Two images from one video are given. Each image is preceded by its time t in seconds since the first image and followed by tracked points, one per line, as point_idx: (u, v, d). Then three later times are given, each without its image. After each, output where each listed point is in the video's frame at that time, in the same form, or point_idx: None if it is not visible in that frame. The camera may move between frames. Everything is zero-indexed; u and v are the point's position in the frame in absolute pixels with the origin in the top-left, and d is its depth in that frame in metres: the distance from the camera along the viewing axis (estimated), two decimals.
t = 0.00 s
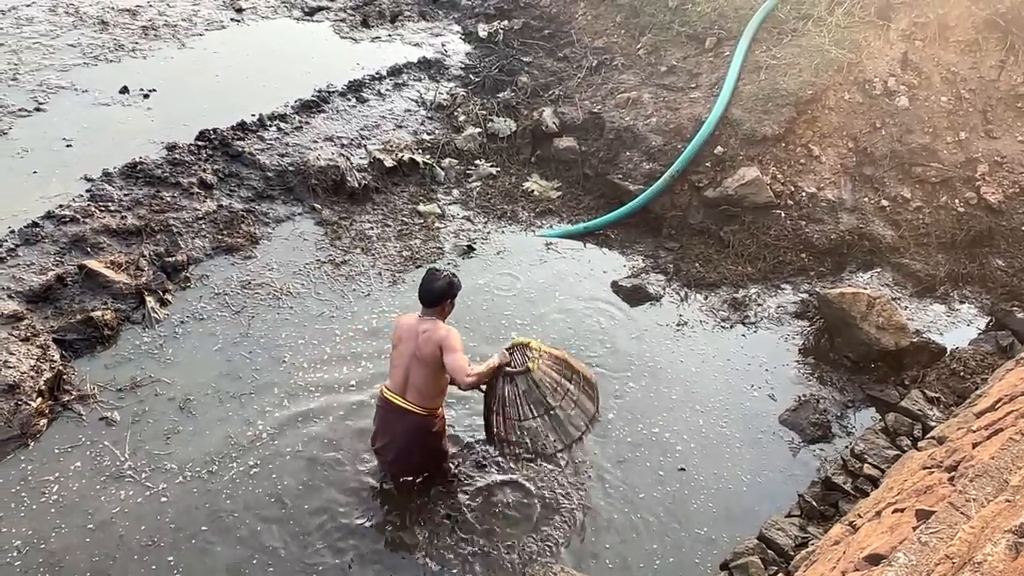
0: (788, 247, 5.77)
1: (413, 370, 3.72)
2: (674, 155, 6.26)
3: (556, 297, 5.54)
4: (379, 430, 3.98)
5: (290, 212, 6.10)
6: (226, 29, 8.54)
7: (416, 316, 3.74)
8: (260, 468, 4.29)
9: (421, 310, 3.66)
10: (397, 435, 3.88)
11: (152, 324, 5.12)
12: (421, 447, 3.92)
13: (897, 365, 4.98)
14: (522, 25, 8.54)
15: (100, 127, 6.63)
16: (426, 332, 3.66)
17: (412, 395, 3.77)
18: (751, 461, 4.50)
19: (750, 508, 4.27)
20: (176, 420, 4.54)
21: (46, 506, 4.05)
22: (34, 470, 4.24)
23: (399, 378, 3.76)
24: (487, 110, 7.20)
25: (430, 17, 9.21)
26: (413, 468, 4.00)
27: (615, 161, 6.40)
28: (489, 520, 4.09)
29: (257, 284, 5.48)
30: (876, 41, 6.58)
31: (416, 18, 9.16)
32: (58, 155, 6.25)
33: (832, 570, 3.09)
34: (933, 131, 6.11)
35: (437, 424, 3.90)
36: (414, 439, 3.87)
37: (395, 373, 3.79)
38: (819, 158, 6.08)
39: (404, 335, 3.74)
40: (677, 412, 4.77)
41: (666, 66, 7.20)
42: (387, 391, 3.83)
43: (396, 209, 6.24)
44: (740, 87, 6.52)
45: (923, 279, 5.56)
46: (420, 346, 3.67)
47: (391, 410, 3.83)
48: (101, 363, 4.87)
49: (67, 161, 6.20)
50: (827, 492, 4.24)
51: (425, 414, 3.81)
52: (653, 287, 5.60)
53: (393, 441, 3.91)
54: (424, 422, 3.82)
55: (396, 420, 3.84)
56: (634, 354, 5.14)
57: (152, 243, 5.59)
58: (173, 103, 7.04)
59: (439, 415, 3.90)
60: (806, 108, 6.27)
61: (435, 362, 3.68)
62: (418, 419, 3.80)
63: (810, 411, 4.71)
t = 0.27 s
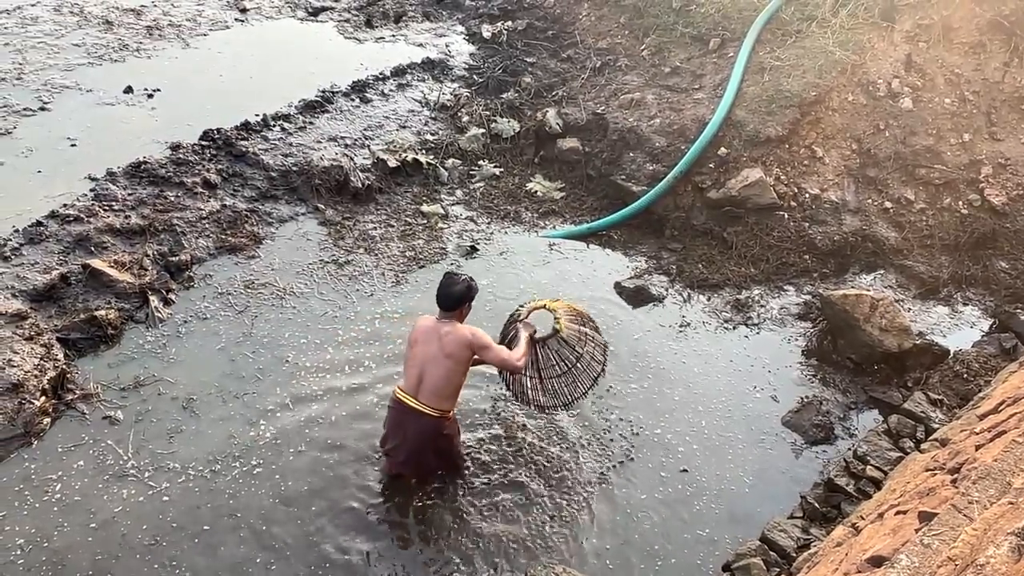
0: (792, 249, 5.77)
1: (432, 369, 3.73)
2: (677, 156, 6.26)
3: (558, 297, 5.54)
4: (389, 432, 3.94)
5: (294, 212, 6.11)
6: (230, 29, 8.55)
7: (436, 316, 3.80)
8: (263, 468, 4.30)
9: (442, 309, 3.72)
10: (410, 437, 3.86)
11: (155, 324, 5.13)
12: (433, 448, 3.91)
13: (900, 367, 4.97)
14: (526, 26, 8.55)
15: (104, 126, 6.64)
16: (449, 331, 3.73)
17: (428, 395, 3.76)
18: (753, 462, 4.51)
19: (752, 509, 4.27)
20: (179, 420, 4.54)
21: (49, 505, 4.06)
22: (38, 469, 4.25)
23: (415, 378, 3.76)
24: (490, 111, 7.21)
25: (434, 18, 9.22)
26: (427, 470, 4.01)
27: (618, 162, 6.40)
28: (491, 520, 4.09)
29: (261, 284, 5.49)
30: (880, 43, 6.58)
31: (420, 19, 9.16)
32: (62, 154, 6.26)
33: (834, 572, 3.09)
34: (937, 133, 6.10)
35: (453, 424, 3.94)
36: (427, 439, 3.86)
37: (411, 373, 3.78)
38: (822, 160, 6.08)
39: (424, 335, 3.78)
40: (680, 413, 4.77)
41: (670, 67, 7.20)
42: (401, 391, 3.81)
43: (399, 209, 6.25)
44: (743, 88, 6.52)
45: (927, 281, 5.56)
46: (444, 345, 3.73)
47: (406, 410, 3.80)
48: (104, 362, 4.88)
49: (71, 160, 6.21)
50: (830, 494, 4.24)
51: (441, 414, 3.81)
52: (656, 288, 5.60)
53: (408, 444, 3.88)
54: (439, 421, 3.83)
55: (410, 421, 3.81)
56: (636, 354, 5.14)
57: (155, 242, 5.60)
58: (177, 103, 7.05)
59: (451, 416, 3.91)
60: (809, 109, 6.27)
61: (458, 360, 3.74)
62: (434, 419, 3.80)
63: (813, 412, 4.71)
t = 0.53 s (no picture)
0: (796, 250, 5.76)
1: (465, 371, 3.88)
2: (682, 156, 6.26)
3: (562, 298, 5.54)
4: (412, 439, 3.95)
5: (298, 212, 6.12)
6: (235, 29, 8.57)
7: (466, 325, 4.03)
8: (267, 467, 4.30)
9: (476, 316, 3.97)
10: (436, 442, 3.88)
11: (160, 323, 5.14)
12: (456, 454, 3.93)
13: (905, 368, 4.97)
14: (531, 26, 8.55)
15: (109, 126, 6.65)
16: (482, 336, 3.96)
17: (459, 397, 3.85)
18: (757, 463, 4.50)
19: (756, 510, 4.26)
20: (183, 419, 4.55)
21: (53, 503, 4.07)
22: (42, 467, 4.26)
23: (450, 382, 3.86)
24: (495, 111, 7.21)
25: (438, 18, 9.22)
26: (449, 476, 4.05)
27: (623, 162, 6.39)
28: (494, 520, 4.10)
29: (265, 283, 5.50)
30: (885, 44, 6.57)
31: (425, 19, 9.17)
32: (68, 154, 6.27)
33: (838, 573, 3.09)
34: (942, 134, 6.09)
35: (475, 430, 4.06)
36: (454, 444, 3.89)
37: (442, 376, 3.89)
38: (827, 161, 6.07)
39: (456, 341, 3.97)
40: (684, 413, 4.76)
41: (675, 67, 7.20)
42: (433, 396, 3.86)
43: (403, 209, 6.26)
44: (748, 89, 6.51)
45: (932, 282, 5.55)
46: (478, 348, 3.93)
47: (435, 413, 3.84)
48: (109, 360, 4.89)
49: (77, 159, 6.22)
50: (833, 495, 4.24)
51: (469, 418, 3.89)
52: (660, 289, 5.60)
53: (439, 449, 3.90)
54: (466, 426, 3.89)
55: (437, 424, 3.84)
56: (640, 354, 5.14)
57: (160, 242, 5.61)
58: (182, 103, 7.07)
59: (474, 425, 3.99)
60: (814, 110, 6.26)
61: (490, 364, 3.93)
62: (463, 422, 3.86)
63: (817, 413, 4.70)
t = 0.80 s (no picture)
0: (802, 250, 5.75)
1: (496, 365, 4.04)
2: (688, 156, 6.25)
3: (568, 297, 5.53)
4: (444, 436, 3.96)
5: (304, 211, 6.13)
6: (242, 29, 8.58)
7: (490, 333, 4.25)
8: (272, 466, 4.31)
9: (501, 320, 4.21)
10: (471, 433, 3.90)
11: (166, 322, 5.15)
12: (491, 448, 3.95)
13: (911, 369, 4.95)
14: (537, 26, 8.55)
15: (116, 125, 6.67)
16: (509, 338, 4.18)
17: (492, 388, 3.96)
18: (762, 464, 4.50)
19: (761, 511, 4.26)
20: (189, 418, 4.56)
21: (60, 501, 4.08)
22: (48, 465, 4.27)
23: (486, 378, 3.99)
24: (501, 111, 7.21)
25: (444, 17, 9.23)
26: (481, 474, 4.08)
27: (629, 162, 6.39)
28: (499, 521, 4.10)
29: (271, 282, 5.51)
30: (892, 44, 6.56)
31: (431, 19, 9.17)
32: (75, 153, 6.29)
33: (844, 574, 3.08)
34: (950, 134, 6.07)
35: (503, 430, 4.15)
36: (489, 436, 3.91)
37: (473, 373, 4.02)
38: (834, 161, 6.05)
39: (483, 345, 4.17)
40: (690, 414, 4.76)
41: (681, 67, 7.19)
42: (471, 391, 3.94)
43: (409, 209, 6.26)
44: (755, 89, 6.51)
45: (938, 282, 5.53)
46: (505, 346, 4.14)
47: (469, 403, 3.91)
48: (115, 359, 4.90)
49: (84, 158, 6.23)
50: (839, 497, 4.23)
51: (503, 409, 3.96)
52: (666, 289, 5.60)
53: (476, 444, 3.94)
54: (500, 417, 3.94)
55: (473, 415, 3.89)
56: (646, 355, 5.14)
57: (167, 241, 5.62)
58: (189, 102, 7.08)
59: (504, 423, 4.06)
60: (821, 110, 6.25)
61: (519, 361, 4.12)
62: (497, 411, 3.92)
63: (823, 414, 4.70)
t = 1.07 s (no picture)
0: (811, 250, 5.73)
1: (519, 349, 4.13)
2: (697, 155, 6.24)
3: (576, 297, 5.53)
4: (474, 420, 4.02)
5: (313, 210, 6.14)
6: (252, 27, 8.60)
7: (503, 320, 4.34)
8: (281, 465, 4.32)
9: (515, 305, 4.30)
10: (505, 416, 3.97)
11: (175, 319, 5.17)
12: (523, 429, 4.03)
13: (920, 370, 4.93)
14: (546, 25, 8.55)
15: (126, 123, 6.69)
16: (525, 322, 4.29)
17: (520, 371, 4.05)
18: (770, 464, 4.48)
19: (769, 512, 4.24)
20: (198, 416, 4.57)
21: (69, 497, 4.10)
22: (58, 462, 4.29)
23: (509, 360, 4.08)
24: (510, 110, 7.21)
25: (453, 16, 9.23)
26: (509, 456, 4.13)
27: (637, 162, 6.38)
28: (506, 520, 4.10)
29: (280, 281, 5.52)
30: (902, 43, 6.53)
31: (440, 18, 9.18)
32: (85, 151, 6.31)
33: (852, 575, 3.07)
34: (960, 134, 6.04)
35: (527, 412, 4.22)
36: (522, 417, 3.99)
37: (498, 358, 4.09)
38: (843, 161, 6.03)
39: (500, 330, 4.25)
40: (698, 414, 4.75)
41: (690, 66, 7.17)
42: (497, 373, 4.02)
43: (417, 208, 6.27)
44: (764, 88, 6.49)
45: (948, 283, 5.51)
46: (523, 330, 4.23)
47: (501, 388, 3.98)
48: (125, 356, 4.92)
49: (94, 157, 6.26)
50: (847, 497, 4.22)
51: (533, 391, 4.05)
52: (674, 289, 5.59)
53: (505, 425, 4.00)
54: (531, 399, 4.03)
55: (506, 398, 3.96)
56: (654, 354, 5.13)
57: (176, 239, 5.64)
58: (199, 100, 7.10)
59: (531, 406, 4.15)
60: (831, 110, 6.23)
61: (539, 343, 4.22)
62: (529, 393, 4.00)
63: (832, 415, 4.68)
